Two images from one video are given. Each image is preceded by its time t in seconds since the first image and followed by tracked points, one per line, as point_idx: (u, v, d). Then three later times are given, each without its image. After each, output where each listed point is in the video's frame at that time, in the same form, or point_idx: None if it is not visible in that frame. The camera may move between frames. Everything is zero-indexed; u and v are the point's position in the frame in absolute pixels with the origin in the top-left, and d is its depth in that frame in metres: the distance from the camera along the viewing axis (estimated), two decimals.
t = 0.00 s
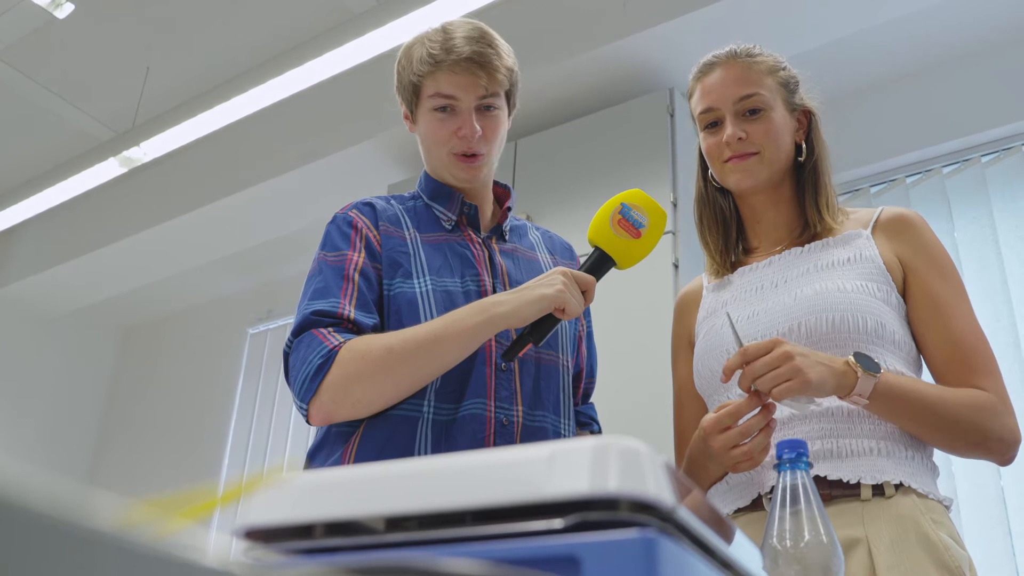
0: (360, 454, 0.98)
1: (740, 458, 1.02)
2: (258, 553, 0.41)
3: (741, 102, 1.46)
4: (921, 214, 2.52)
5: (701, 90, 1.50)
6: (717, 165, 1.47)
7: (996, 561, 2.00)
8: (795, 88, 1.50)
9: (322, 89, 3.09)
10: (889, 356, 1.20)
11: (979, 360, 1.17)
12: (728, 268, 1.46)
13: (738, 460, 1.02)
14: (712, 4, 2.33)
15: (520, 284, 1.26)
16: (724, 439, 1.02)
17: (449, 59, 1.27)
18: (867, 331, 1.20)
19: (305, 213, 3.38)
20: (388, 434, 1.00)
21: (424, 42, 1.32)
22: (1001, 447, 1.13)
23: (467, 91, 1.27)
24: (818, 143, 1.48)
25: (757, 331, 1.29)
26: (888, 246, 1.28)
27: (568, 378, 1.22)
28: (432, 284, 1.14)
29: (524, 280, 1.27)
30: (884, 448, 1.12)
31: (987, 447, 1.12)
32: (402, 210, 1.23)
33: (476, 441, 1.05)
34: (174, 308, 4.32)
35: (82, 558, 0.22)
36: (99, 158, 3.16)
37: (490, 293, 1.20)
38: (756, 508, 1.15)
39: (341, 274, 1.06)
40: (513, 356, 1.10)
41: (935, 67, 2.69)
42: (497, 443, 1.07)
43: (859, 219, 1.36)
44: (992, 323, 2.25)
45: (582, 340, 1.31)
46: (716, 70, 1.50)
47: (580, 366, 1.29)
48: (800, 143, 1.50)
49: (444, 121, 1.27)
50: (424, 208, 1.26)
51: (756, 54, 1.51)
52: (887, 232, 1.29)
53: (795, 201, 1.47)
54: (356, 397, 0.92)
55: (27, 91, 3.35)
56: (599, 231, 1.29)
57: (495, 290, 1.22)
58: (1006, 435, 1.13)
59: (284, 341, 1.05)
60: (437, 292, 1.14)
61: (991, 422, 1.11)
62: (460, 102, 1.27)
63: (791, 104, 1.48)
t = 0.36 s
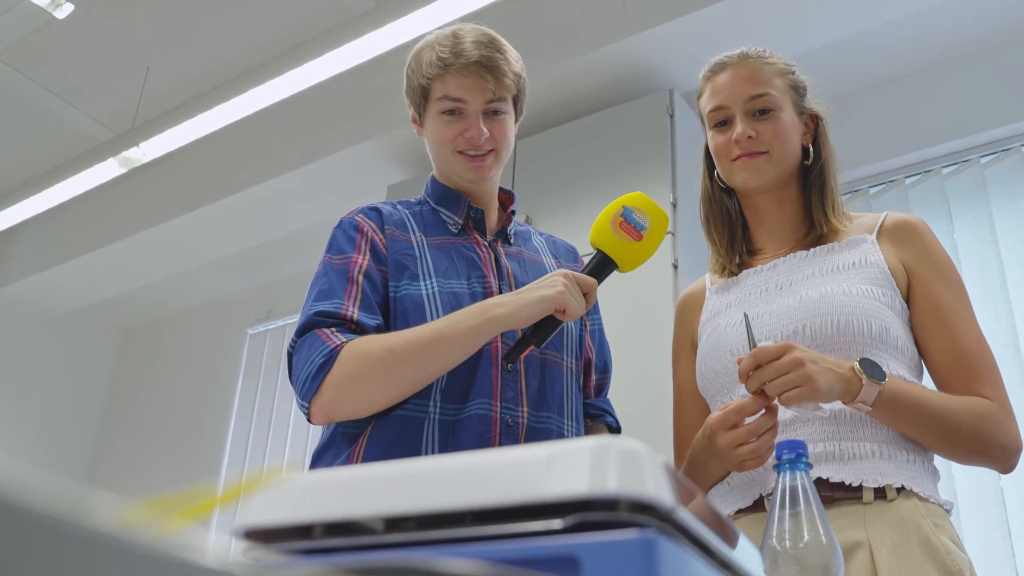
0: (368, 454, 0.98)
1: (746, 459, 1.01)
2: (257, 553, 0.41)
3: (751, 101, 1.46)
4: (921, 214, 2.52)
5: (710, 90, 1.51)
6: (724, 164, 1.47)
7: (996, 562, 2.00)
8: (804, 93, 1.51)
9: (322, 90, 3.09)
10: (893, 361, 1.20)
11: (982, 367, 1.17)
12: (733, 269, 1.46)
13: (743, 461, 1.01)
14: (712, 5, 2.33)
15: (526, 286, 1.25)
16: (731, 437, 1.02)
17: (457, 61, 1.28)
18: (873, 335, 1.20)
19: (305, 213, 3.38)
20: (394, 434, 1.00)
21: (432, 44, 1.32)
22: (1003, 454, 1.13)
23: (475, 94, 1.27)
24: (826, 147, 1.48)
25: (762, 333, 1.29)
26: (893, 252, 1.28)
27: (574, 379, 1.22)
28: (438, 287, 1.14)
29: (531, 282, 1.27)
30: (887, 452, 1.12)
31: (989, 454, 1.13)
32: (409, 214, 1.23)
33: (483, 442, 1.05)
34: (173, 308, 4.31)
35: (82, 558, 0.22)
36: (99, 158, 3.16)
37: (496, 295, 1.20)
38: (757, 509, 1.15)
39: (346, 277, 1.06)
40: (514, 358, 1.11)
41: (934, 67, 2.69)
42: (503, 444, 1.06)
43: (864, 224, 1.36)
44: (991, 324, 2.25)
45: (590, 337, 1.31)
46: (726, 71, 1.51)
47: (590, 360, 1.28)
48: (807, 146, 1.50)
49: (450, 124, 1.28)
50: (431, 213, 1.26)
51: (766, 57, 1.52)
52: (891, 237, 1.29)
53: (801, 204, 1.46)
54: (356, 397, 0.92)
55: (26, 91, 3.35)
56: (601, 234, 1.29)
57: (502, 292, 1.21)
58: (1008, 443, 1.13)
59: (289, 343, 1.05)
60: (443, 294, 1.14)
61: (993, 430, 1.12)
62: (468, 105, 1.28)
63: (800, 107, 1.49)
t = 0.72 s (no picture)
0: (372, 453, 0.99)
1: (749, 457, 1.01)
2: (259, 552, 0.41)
3: (750, 104, 1.46)
4: (921, 214, 2.51)
5: (709, 93, 1.51)
6: (724, 166, 1.47)
7: (995, 561, 2.00)
8: (802, 95, 1.51)
9: (322, 89, 3.09)
10: (894, 360, 1.20)
11: (982, 366, 1.17)
12: (734, 270, 1.46)
13: (747, 459, 1.01)
14: (712, 4, 2.32)
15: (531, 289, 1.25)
16: (734, 435, 1.01)
17: (463, 68, 1.29)
18: (873, 334, 1.20)
19: (305, 214, 3.38)
20: (395, 438, 1.00)
21: (438, 53, 1.33)
22: (1005, 452, 1.13)
23: (480, 100, 1.28)
24: (825, 148, 1.48)
25: (763, 332, 1.28)
26: (892, 252, 1.28)
27: (581, 381, 1.21)
28: (441, 292, 1.14)
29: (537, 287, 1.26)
30: (890, 451, 1.12)
31: (991, 451, 1.12)
32: (414, 221, 1.23)
33: (483, 444, 1.05)
34: (173, 308, 4.31)
35: (83, 557, 0.22)
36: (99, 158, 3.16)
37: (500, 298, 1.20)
38: (759, 510, 1.15)
39: (349, 285, 1.06)
40: (515, 361, 1.11)
41: (934, 67, 2.69)
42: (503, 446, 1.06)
43: (863, 226, 1.36)
44: (991, 323, 2.25)
45: (600, 342, 1.30)
46: (725, 74, 1.51)
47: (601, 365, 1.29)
48: (806, 148, 1.50)
49: (457, 129, 1.28)
50: (437, 219, 1.26)
51: (765, 60, 1.52)
52: (890, 238, 1.29)
53: (801, 206, 1.46)
54: (359, 402, 0.92)
55: (27, 91, 3.35)
56: (598, 238, 1.29)
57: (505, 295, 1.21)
58: (1010, 440, 1.13)
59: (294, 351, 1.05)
60: (445, 299, 1.14)
61: (995, 427, 1.11)
62: (473, 111, 1.28)
63: (798, 109, 1.49)
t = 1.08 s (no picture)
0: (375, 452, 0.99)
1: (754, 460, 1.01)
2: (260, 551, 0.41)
3: (746, 108, 1.46)
4: (921, 213, 2.51)
5: (705, 97, 1.51)
6: (721, 172, 1.47)
7: (995, 561, 2.00)
8: (797, 97, 1.51)
9: (322, 89, 3.09)
10: (893, 356, 1.20)
11: (982, 363, 1.17)
12: (732, 274, 1.46)
13: (752, 462, 1.01)
14: (712, 3, 2.32)
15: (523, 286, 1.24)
16: (738, 439, 1.01)
17: (504, 71, 1.31)
18: (871, 329, 1.20)
19: (304, 213, 3.38)
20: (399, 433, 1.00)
21: (466, 54, 1.35)
22: (1006, 449, 1.13)
23: (517, 104, 1.31)
24: (820, 150, 1.48)
25: (761, 331, 1.28)
26: (889, 251, 1.28)
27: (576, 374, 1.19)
28: (435, 289, 1.14)
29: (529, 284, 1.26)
30: (891, 448, 1.12)
31: (993, 447, 1.12)
32: (406, 221, 1.23)
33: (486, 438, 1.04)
34: (173, 307, 4.31)
35: (83, 556, 0.22)
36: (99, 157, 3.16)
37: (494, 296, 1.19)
38: (760, 509, 1.15)
39: (345, 281, 1.06)
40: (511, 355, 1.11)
41: (934, 66, 2.69)
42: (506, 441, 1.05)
43: (859, 226, 1.36)
44: (991, 323, 2.25)
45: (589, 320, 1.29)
46: (720, 78, 1.50)
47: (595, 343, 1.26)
48: (802, 150, 1.50)
49: (491, 127, 1.29)
50: (427, 219, 1.26)
51: (760, 63, 1.52)
52: (887, 237, 1.30)
53: (798, 208, 1.46)
54: (360, 395, 0.93)
55: (27, 91, 3.35)
56: (596, 235, 1.29)
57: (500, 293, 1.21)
58: (1011, 437, 1.13)
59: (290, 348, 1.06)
60: (441, 295, 1.13)
61: (998, 423, 1.11)
62: (509, 113, 1.30)
63: (794, 112, 1.49)
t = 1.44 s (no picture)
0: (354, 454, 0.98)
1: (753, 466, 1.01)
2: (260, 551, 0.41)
3: (741, 109, 1.46)
4: (922, 212, 2.51)
5: (700, 98, 1.51)
6: (717, 173, 1.47)
7: (995, 560, 2.00)
8: (792, 96, 1.51)
9: (321, 88, 3.09)
10: (891, 357, 1.20)
11: (980, 364, 1.17)
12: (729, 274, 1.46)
13: (751, 467, 1.00)
14: (712, 3, 2.33)
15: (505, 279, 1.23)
16: (736, 442, 1.00)
17: (499, 71, 1.32)
18: (870, 331, 1.20)
19: (304, 213, 3.38)
20: (377, 418, 1.00)
21: (460, 50, 1.35)
22: (1004, 449, 1.13)
23: (510, 105, 1.31)
24: (815, 148, 1.48)
25: (760, 332, 1.28)
26: (887, 251, 1.28)
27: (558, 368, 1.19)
28: (417, 281, 1.13)
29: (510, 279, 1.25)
30: (889, 447, 1.12)
31: (990, 448, 1.13)
32: (393, 214, 1.23)
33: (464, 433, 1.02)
34: (173, 307, 4.31)
35: (81, 555, 0.22)
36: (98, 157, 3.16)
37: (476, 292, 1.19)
38: (759, 509, 1.15)
39: (324, 270, 1.06)
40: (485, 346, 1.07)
41: (933, 66, 2.69)
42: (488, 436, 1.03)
43: (857, 225, 1.36)
44: (991, 322, 2.25)
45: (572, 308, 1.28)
46: (715, 78, 1.51)
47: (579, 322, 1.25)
48: (797, 149, 1.50)
49: (483, 126, 1.29)
50: (414, 213, 1.26)
51: (754, 62, 1.52)
52: (886, 237, 1.30)
53: (794, 207, 1.46)
54: (333, 381, 0.95)
55: (27, 91, 3.35)
56: (579, 229, 1.28)
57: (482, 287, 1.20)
58: (1008, 438, 1.13)
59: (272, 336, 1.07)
60: (422, 287, 1.13)
61: (995, 424, 1.11)
62: (501, 112, 1.31)
63: (789, 111, 1.49)
